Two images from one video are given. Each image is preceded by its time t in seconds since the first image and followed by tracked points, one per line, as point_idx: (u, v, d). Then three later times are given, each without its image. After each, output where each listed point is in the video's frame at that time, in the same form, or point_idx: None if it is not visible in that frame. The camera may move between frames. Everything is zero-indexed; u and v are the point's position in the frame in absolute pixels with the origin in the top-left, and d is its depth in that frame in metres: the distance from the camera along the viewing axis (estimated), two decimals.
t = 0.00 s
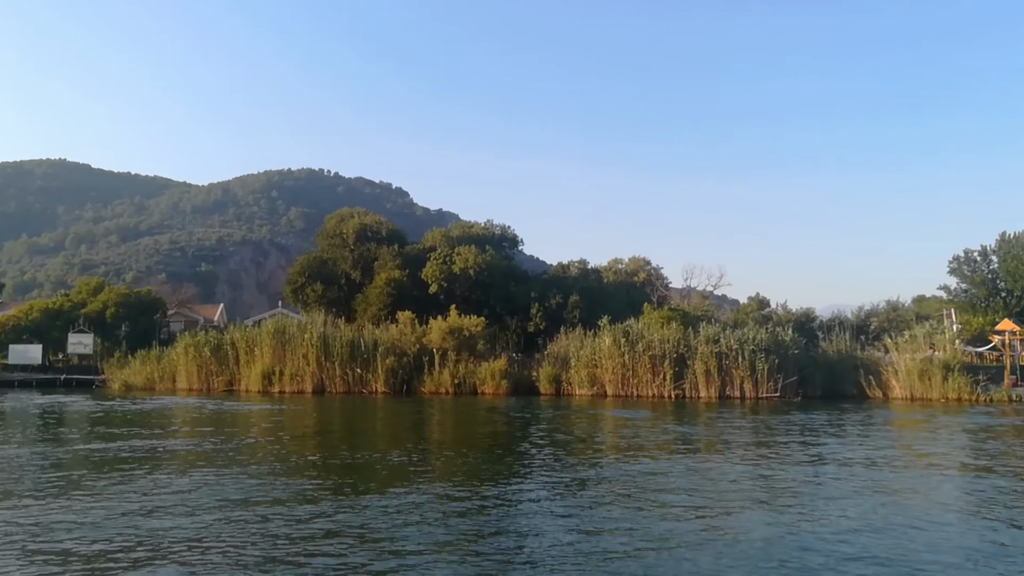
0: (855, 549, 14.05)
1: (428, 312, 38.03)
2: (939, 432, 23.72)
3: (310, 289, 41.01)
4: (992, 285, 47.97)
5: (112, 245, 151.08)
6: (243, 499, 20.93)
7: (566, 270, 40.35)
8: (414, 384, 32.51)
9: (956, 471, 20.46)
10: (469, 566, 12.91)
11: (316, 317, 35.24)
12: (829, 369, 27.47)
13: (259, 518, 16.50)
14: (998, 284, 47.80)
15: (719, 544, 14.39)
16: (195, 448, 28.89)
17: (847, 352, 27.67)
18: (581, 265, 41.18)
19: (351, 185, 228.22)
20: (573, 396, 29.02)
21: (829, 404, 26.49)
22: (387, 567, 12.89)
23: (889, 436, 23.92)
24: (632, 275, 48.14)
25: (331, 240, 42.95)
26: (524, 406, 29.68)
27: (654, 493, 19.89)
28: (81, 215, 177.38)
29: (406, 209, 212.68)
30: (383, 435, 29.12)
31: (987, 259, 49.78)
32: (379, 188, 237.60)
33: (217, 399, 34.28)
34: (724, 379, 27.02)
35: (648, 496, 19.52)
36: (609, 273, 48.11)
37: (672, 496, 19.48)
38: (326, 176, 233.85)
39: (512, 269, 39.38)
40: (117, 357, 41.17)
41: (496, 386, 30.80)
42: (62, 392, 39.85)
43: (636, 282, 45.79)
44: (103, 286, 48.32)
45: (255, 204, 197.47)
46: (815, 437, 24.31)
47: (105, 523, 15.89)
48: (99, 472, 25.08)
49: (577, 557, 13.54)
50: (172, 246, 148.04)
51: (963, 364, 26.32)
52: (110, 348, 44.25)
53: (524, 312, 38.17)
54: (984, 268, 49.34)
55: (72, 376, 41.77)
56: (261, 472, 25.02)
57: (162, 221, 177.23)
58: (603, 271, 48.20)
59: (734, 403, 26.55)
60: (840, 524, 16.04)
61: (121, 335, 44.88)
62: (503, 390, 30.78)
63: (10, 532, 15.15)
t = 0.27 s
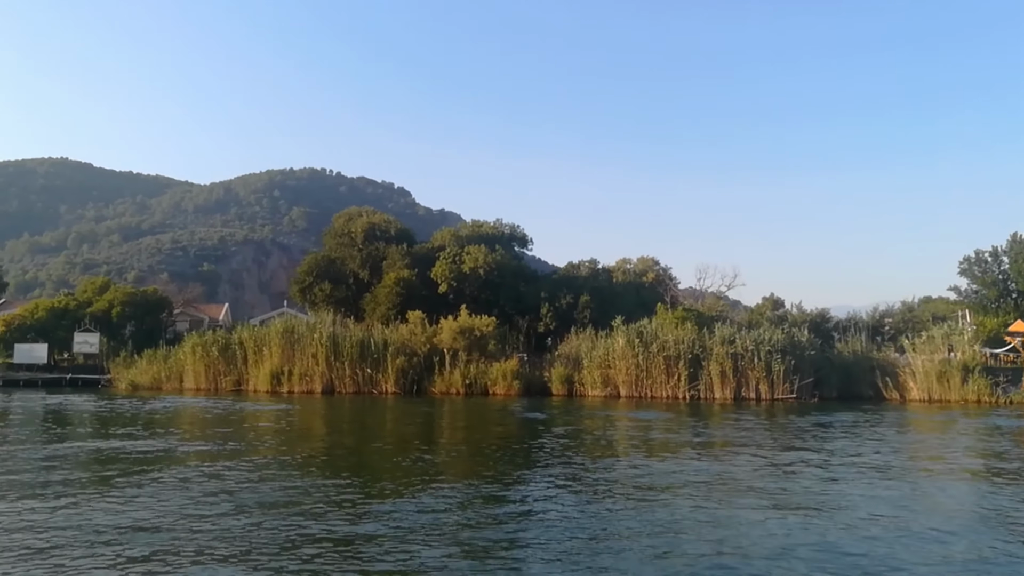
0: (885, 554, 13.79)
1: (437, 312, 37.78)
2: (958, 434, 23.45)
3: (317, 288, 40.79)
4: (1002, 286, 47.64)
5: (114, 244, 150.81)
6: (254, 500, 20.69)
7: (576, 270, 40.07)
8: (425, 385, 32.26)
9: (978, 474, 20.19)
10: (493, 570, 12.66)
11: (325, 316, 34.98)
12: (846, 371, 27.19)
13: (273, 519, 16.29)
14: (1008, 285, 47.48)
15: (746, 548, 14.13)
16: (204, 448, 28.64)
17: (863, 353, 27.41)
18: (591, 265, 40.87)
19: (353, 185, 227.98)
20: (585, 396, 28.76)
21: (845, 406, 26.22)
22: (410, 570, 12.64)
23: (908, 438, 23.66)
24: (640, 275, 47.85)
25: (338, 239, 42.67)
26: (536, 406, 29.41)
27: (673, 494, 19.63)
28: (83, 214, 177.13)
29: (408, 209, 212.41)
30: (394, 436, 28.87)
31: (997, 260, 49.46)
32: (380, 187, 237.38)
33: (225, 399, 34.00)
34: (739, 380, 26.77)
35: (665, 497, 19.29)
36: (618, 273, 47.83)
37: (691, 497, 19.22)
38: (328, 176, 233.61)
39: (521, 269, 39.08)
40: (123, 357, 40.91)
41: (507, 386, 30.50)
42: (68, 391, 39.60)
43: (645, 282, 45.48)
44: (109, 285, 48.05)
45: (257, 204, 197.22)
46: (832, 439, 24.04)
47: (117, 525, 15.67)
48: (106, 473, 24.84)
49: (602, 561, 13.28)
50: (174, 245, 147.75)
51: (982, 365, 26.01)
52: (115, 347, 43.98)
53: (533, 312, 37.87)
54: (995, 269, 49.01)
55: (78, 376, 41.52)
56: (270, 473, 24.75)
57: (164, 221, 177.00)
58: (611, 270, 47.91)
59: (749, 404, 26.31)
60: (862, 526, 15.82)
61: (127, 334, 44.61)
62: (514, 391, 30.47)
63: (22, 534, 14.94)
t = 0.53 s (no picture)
0: (918, 560, 13.51)
1: (447, 312, 37.52)
2: (979, 436, 23.16)
3: (325, 288, 40.55)
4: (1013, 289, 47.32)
5: (115, 244, 150.64)
6: (268, 500, 20.44)
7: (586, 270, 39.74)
8: (435, 385, 31.97)
9: (1003, 477, 19.89)
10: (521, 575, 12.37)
11: (334, 316, 34.68)
12: (864, 373, 26.90)
13: (292, 520, 16.03)
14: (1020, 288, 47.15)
15: (776, 553, 13.84)
16: (214, 449, 28.37)
17: (880, 355, 27.16)
18: (602, 265, 40.53)
19: (355, 185, 227.73)
20: (599, 398, 28.46)
21: (863, 409, 25.93)
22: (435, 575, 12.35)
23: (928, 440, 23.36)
24: (649, 275, 47.57)
25: (346, 238, 42.39)
26: (548, 407, 29.10)
27: (694, 497, 19.33)
28: (84, 213, 176.96)
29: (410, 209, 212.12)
30: (405, 436, 28.57)
31: (1009, 263, 49.12)
32: (382, 187, 237.09)
33: (234, 399, 33.69)
34: (755, 382, 26.54)
35: (686, 499, 19.02)
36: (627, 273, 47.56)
37: (712, 500, 18.92)
38: (330, 176, 233.30)
39: (532, 269, 38.77)
40: (130, 356, 40.61)
41: (519, 388, 30.16)
42: (74, 391, 39.30)
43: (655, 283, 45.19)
44: (115, 284, 47.76)
45: (259, 203, 197.04)
46: (851, 441, 23.76)
47: (133, 526, 15.40)
48: (116, 473, 24.56)
49: (631, 565, 12.98)
50: (176, 244, 147.54)
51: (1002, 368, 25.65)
52: (121, 346, 43.70)
53: (543, 312, 37.51)
54: (1007, 272, 48.67)
55: (84, 375, 41.26)
56: (282, 474, 24.48)
57: (166, 221, 176.73)
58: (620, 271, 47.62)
59: (766, 406, 26.03)
60: (891, 530, 15.56)
61: (133, 334, 44.29)
62: (527, 392, 30.14)
63: (36, 535, 14.66)
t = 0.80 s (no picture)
0: (959, 563, 13.24)
1: (458, 313, 37.26)
2: (1004, 436, 22.87)
3: (334, 290, 40.32)
4: None
5: (118, 247, 150.55)
6: (287, 502, 20.22)
7: (598, 271, 39.41)
8: (449, 388, 31.72)
9: None
10: None
11: (345, 318, 34.40)
12: (884, 373, 26.71)
13: (315, 524, 15.80)
14: None
15: (812, 556, 13.58)
16: (227, 453, 28.13)
17: (900, 355, 26.91)
18: (613, 266, 40.18)
19: (358, 188, 227.66)
20: (615, 400, 28.18)
21: (884, 410, 25.67)
22: None
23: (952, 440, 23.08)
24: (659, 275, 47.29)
25: (356, 240, 42.14)
26: (564, 409, 28.82)
27: (719, 498, 19.06)
28: (88, 217, 176.93)
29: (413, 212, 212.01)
30: (420, 439, 28.31)
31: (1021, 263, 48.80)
32: (385, 190, 236.96)
33: (245, 402, 33.42)
34: (775, 383, 26.30)
35: (712, 501, 18.78)
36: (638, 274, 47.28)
37: (737, 501, 18.66)
38: (333, 179, 233.28)
39: (543, 270, 38.44)
40: (139, 359, 40.37)
41: (534, 390, 29.83)
42: (83, 395, 39.09)
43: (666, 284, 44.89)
44: (123, 287, 47.54)
45: (262, 207, 197.00)
46: (874, 442, 23.49)
47: (156, 531, 15.18)
48: (130, 477, 24.34)
49: (666, 570, 12.72)
50: (179, 248, 147.43)
51: None
52: (130, 350, 43.46)
53: (555, 313, 37.07)
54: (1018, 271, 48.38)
55: (93, 379, 41.04)
56: (297, 477, 24.23)
57: (169, 224, 176.74)
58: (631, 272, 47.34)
59: (786, 407, 25.77)
60: (926, 532, 15.33)
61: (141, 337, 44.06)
62: (542, 394, 29.81)
63: (59, 541, 14.43)
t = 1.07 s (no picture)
0: (999, 563, 12.99)
1: (471, 315, 37.01)
2: None
3: (346, 292, 40.15)
4: None
5: (125, 253, 150.68)
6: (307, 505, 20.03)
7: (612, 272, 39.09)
8: (465, 391, 31.48)
9: None
10: None
11: (358, 321, 34.15)
12: (907, 373, 26.45)
13: (341, 528, 15.61)
14: None
15: (848, 557, 13.33)
16: (244, 457, 27.94)
17: (923, 354, 26.62)
18: (627, 267, 39.82)
19: (362, 192, 227.66)
20: (634, 402, 27.90)
21: (907, 410, 25.38)
22: None
23: (978, 439, 22.78)
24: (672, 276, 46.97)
25: (367, 243, 41.95)
26: (582, 411, 28.53)
27: (745, 499, 18.80)
28: (94, 223, 177.19)
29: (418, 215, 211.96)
30: (438, 443, 28.08)
31: None
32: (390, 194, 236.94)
33: (259, 407, 33.20)
34: (796, 383, 26.04)
35: (739, 501, 18.55)
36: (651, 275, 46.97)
37: (764, 502, 18.41)
38: (337, 183, 233.31)
39: (556, 271, 38.14)
40: (151, 365, 40.20)
41: (552, 392, 29.51)
42: (95, 401, 38.92)
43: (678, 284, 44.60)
44: (133, 292, 47.41)
45: (267, 211, 197.09)
46: (899, 442, 23.21)
47: (180, 536, 14.99)
48: (147, 483, 24.15)
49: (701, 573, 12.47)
50: (185, 252, 147.51)
51: None
52: (141, 355, 43.30)
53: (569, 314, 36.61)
54: None
55: (105, 384, 40.89)
56: (315, 482, 24.02)
57: (175, 229, 176.88)
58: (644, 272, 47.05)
59: (808, 408, 25.50)
60: (960, 531, 15.06)
61: (153, 342, 43.87)
62: (559, 396, 29.52)
63: (83, 547, 14.22)
